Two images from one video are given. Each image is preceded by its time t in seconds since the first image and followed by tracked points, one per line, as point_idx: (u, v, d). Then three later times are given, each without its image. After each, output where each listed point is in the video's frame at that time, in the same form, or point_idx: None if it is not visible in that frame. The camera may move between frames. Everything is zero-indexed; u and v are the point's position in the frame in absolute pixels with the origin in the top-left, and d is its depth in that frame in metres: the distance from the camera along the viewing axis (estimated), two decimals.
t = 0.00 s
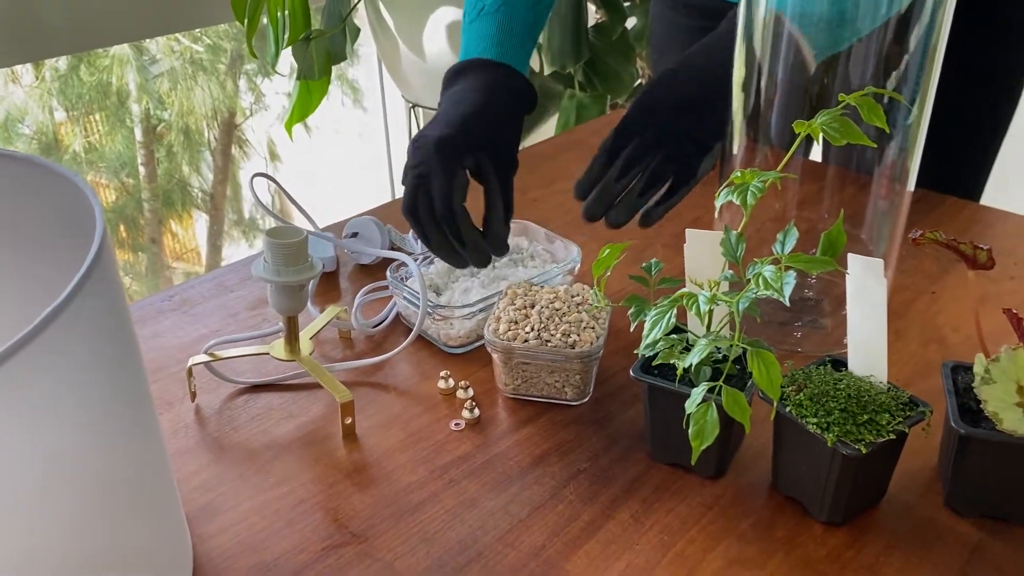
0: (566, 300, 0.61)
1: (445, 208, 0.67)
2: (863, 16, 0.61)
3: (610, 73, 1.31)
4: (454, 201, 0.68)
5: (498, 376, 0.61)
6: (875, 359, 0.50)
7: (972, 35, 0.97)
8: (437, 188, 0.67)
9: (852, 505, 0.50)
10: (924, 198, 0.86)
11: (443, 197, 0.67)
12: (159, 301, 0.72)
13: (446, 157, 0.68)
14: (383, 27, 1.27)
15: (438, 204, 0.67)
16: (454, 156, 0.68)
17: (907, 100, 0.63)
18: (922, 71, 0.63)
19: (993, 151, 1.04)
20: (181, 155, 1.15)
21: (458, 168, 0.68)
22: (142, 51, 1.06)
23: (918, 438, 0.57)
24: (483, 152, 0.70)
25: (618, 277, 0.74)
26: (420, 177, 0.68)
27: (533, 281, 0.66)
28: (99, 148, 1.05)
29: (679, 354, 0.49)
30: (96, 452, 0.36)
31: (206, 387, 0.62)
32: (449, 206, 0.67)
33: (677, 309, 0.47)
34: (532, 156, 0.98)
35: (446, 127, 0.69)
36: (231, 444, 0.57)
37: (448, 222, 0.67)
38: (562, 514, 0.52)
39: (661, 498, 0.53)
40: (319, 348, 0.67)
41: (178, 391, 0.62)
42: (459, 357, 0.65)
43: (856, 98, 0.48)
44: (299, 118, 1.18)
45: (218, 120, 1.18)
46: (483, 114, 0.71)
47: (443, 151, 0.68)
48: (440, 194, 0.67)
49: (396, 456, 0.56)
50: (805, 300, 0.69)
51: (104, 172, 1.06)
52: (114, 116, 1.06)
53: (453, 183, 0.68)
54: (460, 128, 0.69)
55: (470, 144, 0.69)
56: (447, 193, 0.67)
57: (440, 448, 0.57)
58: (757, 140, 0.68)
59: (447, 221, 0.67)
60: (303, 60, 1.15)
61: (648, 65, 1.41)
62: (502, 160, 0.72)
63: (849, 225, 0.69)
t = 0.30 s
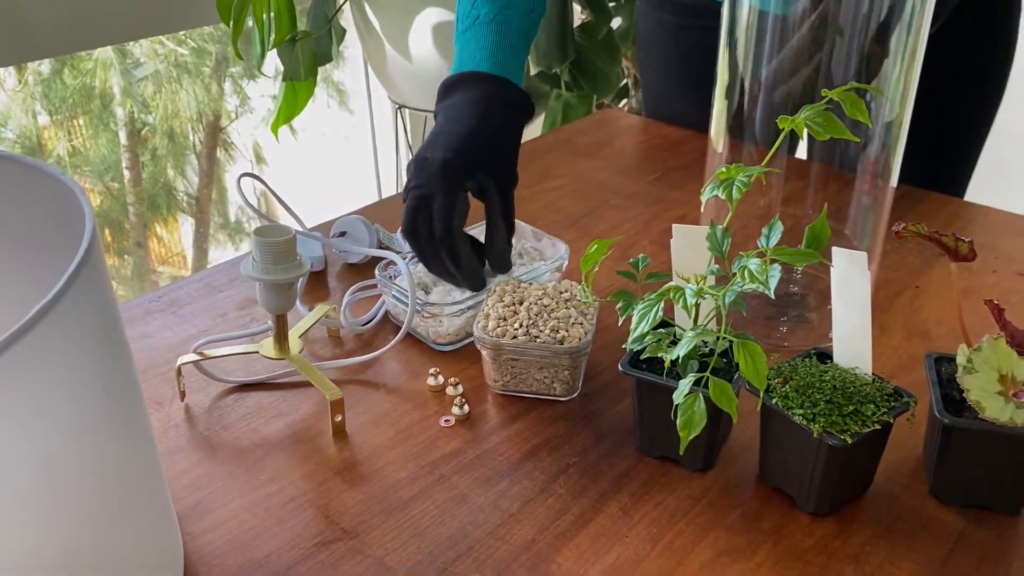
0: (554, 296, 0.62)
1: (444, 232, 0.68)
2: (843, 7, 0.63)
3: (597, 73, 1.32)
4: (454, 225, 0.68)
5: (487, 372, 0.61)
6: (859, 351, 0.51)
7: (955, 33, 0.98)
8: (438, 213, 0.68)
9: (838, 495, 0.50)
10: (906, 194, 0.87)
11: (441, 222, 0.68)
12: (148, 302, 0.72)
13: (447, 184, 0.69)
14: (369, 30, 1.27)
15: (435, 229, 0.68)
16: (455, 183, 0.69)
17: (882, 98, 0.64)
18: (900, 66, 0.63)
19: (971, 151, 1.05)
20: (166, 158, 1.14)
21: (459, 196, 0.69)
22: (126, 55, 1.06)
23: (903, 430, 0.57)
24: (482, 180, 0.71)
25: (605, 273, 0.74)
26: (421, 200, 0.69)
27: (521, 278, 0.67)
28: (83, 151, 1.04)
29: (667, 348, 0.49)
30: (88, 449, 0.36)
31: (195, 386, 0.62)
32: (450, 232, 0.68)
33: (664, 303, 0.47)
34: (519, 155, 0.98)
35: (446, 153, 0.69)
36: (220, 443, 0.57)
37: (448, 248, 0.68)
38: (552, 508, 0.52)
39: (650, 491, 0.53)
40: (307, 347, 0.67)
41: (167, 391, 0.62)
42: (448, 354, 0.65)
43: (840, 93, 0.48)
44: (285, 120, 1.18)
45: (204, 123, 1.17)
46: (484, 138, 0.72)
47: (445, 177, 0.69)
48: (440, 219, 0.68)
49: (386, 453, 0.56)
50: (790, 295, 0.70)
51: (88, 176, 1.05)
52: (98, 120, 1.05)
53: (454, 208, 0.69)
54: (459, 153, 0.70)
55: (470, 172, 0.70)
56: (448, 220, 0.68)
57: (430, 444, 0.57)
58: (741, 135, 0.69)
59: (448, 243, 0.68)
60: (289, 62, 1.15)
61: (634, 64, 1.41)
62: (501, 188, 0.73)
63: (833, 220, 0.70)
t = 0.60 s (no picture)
0: (536, 299, 0.62)
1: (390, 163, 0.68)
2: (818, 11, 0.63)
3: (580, 76, 1.34)
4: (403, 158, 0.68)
5: (471, 375, 0.62)
6: (834, 351, 0.52)
7: (942, 32, 0.97)
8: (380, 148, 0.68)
9: (815, 494, 0.51)
10: (885, 196, 0.88)
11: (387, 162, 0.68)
12: (133, 308, 0.72)
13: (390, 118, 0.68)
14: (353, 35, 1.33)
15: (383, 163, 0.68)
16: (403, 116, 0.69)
17: (855, 99, 0.65)
18: (875, 67, 0.64)
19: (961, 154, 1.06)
20: (153, 163, 1.15)
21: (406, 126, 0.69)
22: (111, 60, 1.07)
23: (880, 429, 0.58)
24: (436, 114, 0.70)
25: (588, 276, 0.75)
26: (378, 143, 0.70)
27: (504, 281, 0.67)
28: (69, 157, 1.05)
29: (646, 349, 0.50)
30: (74, 455, 0.37)
31: (180, 392, 0.63)
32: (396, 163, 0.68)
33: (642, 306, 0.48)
34: (504, 160, 0.99)
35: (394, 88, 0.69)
36: (206, 448, 0.58)
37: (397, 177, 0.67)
38: (535, 509, 0.53)
39: (631, 491, 0.54)
40: (292, 351, 0.67)
41: (152, 396, 0.62)
42: (433, 358, 0.66)
43: (812, 98, 0.49)
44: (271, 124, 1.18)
45: (190, 128, 1.17)
46: (443, 78, 0.71)
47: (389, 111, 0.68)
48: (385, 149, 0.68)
49: (370, 456, 0.57)
50: (770, 297, 0.71)
51: (73, 180, 1.06)
52: (84, 125, 1.06)
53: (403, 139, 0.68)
54: (409, 86, 0.69)
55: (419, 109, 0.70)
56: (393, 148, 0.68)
57: (414, 447, 0.58)
58: (720, 138, 0.70)
59: (389, 173, 0.67)
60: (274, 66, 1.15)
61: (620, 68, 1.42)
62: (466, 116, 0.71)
63: (811, 221, 0.71)
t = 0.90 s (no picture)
0: (511, 300, 0.63)
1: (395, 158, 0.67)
2: (784, 20, 0.64)
3: (562, 80, 1.35)
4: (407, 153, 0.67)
5: (447, 375, 0.63)
6: (802, 348, 0.53)
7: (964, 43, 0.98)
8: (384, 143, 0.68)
9: (781, 489, 0.52)
10: (860, 197, 0.89)
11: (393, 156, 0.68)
12: (113, 311, 0.72)
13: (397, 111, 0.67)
14: (337, 38, 1.33)
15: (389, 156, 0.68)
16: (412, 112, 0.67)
17: (822, 101, 0.66)
18: (842, 70, 0.64)
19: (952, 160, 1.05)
20: (140, 167, 1.15)
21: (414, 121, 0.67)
22: (99, 65, 1.07)
23: (848, 426, 0.59)
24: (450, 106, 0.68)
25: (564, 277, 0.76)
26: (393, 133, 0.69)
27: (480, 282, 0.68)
28: (57, 161, 1.05)
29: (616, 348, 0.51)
30: (46, 453, 0.38)
31: (159, 393, 0.63)
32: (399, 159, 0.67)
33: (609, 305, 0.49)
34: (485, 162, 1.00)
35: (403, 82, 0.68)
36: (184, 449, 0.58)
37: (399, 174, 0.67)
38: (508, 506, 0.53)
39: (603, 487, 0.55)
40: (271, 353, 0.68)
41: (131, 398, 0.63)
42: (410, 359, 0.67)
43: (776, 100, 0.50)
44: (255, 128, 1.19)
45: (177, 132, 1.18)
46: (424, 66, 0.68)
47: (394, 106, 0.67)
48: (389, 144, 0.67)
49: (346, 456, 0.58)
50: (743, 296, 0.72)
51: (61, 185, 1.06)
52: (72, 129, 1.06)
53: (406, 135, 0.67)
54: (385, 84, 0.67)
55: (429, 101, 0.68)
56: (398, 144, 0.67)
57: (390, 446, 0.58)
58: (694, 139, 0.71)
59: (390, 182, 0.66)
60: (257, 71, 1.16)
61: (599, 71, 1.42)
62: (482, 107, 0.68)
63: (783, 221, 0.72)
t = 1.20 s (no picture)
0: (488, 302, 0.64)
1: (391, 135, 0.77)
2: (757, 23, 0.67)
3: (547, 83, 1.36)
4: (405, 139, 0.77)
5: (424, 376, 0.63)
6: (772, 348, 0.54)
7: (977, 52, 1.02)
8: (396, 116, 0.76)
9: (752, 487, 0.53)
10: (838, 199, 0.90)
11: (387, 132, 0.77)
12: (94, 316, 0.73)
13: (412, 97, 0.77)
14: (323, 42, 1.34)
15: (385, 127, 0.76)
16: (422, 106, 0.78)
17: (793, 102, 0.67)
18: (814, 72, 0.66)
19: (946, 169, 1.05)
20: (131, 171, 1.15)
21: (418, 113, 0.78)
22: (88, 69, 1.09)
23: (821, 426, 0.60)
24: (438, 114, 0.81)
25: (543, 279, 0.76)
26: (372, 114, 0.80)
27: (458, 284, 0.68)
28: (46, 165, 1.06)
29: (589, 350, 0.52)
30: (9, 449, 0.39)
31: (139, 396, 0.64)
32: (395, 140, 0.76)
33: (579, 307, 0.50)
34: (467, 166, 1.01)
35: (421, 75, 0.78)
36: (162, 451, 0.59)
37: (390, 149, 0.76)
38: (483, 506, 0.54)
39: (577, 486, 0.56)
40: (251, 356, 0.68)
41: (111, 401, 0.63)
42: (389, 361, 0.67)
43: (743, 104, 0.51)
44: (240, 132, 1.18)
45: (167, 135, 1.19)
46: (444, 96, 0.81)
47: (416, 95, 0.77)
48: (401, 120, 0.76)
49: (324, 457, 0.58)
50: (720, 297, 0.73)
51: (50, 190, 1.07)
52: (62, 133, 1.07)
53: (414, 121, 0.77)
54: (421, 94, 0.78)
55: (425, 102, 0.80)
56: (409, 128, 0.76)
57: (366, 448, 0.59)
58: (670, 141, 0.71)
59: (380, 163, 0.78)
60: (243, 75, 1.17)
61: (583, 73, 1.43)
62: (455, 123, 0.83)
63: (758, 223, 0.73)
